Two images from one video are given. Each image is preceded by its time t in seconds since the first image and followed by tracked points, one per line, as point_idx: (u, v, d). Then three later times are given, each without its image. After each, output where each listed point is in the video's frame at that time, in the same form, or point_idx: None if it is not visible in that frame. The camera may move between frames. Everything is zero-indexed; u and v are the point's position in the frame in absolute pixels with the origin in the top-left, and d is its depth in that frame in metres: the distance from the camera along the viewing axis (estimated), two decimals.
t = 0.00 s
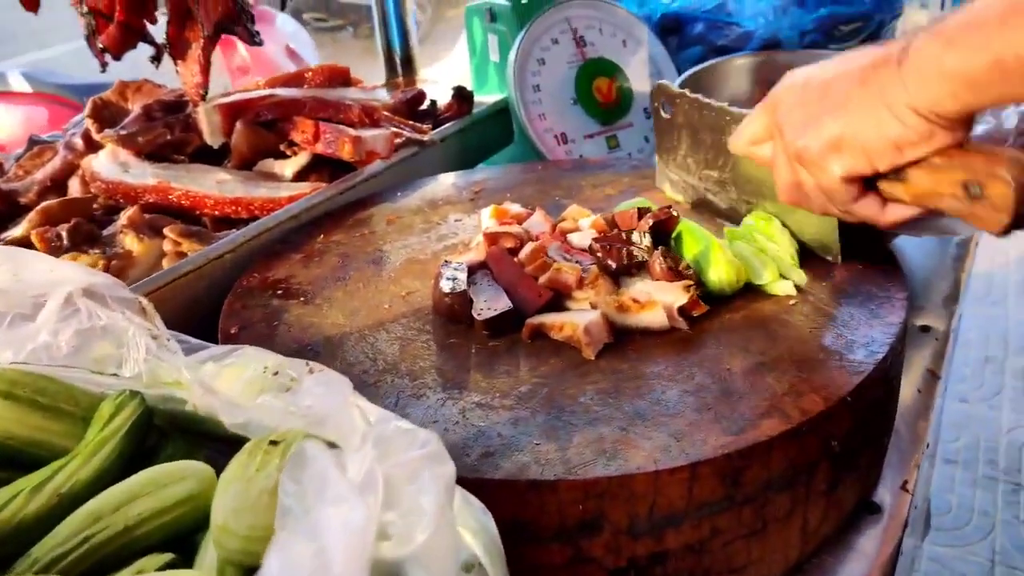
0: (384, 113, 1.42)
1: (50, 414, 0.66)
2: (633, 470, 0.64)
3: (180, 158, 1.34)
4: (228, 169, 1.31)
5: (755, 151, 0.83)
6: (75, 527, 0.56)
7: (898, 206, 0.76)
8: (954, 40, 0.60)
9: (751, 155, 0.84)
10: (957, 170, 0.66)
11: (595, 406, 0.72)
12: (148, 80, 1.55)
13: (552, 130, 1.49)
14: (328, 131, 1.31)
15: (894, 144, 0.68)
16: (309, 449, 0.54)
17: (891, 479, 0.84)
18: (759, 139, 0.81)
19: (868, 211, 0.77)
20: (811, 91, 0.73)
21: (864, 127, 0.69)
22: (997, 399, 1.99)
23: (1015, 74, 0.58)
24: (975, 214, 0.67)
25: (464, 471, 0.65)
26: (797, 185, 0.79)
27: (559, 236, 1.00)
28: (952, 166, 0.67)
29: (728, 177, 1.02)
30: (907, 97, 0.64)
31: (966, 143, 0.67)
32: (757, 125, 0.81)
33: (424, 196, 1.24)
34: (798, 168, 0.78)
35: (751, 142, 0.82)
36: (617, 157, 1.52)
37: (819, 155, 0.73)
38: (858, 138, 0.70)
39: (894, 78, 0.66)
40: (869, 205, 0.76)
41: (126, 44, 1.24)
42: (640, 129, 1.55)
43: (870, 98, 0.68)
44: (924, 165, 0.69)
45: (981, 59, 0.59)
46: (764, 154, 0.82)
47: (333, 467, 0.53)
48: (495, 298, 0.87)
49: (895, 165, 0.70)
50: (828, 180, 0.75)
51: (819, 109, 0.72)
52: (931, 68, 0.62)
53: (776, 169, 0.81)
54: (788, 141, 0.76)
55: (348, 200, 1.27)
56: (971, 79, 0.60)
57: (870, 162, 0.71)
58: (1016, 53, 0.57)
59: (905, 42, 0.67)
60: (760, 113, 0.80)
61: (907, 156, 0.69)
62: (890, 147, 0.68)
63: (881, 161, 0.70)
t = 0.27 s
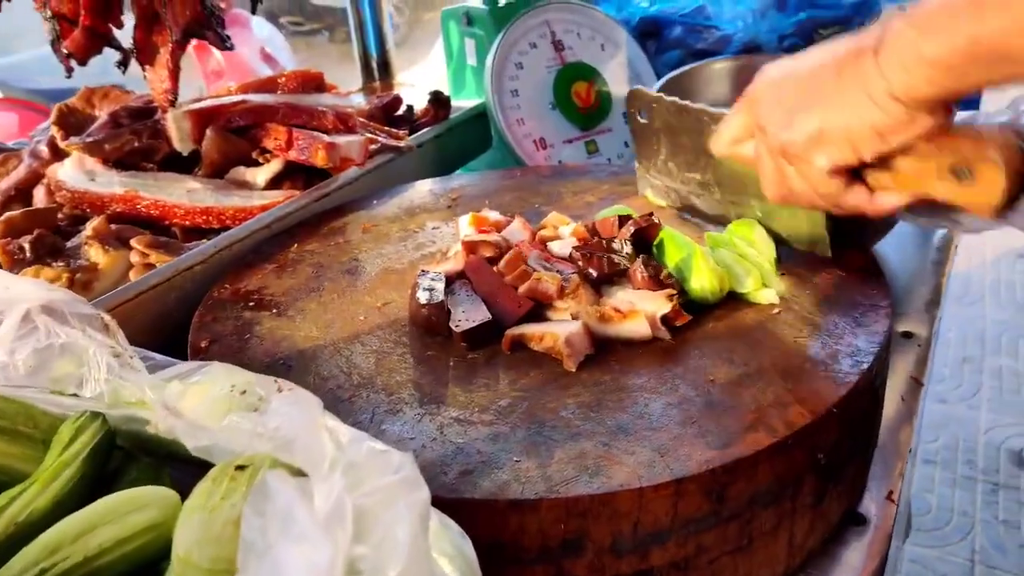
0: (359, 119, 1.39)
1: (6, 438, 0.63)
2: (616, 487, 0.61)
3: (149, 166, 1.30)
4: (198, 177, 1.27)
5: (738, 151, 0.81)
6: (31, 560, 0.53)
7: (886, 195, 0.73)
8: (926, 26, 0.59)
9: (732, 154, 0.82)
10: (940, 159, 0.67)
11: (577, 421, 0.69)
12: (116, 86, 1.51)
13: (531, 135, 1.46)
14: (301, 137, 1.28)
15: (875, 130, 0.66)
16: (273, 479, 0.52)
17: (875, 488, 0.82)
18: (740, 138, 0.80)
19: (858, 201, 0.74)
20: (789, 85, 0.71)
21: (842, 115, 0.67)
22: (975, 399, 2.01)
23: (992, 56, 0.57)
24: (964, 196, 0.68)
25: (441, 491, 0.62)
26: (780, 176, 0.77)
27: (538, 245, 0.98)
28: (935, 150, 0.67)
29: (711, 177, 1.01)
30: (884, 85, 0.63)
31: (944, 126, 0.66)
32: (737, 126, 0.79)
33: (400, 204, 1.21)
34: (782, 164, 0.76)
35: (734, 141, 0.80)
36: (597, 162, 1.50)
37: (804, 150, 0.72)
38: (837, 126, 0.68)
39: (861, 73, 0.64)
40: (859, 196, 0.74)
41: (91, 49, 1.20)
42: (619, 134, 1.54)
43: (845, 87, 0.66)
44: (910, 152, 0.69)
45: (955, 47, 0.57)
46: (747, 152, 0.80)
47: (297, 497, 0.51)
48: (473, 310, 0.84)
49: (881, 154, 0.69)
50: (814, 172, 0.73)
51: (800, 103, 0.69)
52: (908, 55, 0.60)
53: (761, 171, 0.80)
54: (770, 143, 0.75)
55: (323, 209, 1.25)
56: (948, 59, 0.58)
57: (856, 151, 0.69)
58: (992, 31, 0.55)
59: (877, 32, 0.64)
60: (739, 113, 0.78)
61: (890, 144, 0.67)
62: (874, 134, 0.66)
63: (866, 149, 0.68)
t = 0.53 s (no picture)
0: (335, 118, 1.35)
1: None
2: (607, 504, 0.59)
3: (118, 167, 1.25)
4: (169, 179, 1.23)
5: (722, 129, 0.74)
6: None
7: (883, 145, 0.66)
8: None
9: (715, 129, 0.74)
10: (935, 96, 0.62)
11: (565, 433, 0.67)
12: (83, 85, 1.45)
13: (513, 134, 1.43)
14: (276, 137, 1.24)
15: (864, 80, 0.60)
16: (241, 513, 0.50)
17: (868, 495, 0.80)
18: (722, 115, 0.72)
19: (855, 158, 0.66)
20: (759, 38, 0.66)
21: (834, 70, 0.60)
22: (954, 396, 2.02)
23: None
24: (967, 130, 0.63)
25: (423, 510, 0.59)
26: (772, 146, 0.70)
27: (522, 248, 0.95)
28: (930, 91, 0.61)
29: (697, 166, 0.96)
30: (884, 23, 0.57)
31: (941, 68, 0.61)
32: (715, 104, 0.72)
33: (379, 205, 1.18)
34: (775, 131, 0.69)
35: (716, 118, 0.73)
36: (580, 162, 1.47)
37: (793, 108, 0.64)
38: (829, 79, 0.61)
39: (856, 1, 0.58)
40: (855, 152, 0.66)
41: (56, 46, 1.16)
42: (602, 132, 1.51)
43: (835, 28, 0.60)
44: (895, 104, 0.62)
45: None
46: (732, 128, 0.73)
47: (265, 530, 0.49)
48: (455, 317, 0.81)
49: (874, 106, 0.62)
50: (810, 138, 0.65)
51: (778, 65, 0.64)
52: None
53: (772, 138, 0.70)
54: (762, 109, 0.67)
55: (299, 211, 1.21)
56: None
57: (853, 103, 0.61)
58: None
59: None
60: (719, 85, 0.71)
61: (882, 92, 0.60)
62: (869, 85, 0.60)
63: (858, 101, 0.61)
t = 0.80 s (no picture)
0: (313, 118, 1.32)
1: None
2: (599, 518, 0.56)
3: (88, 170, 1.21)
4: (141, 182, 1.19)
5: (720, 181, 0.73)
6: None
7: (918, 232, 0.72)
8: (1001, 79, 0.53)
9: (708, 178, 0.72)
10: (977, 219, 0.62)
11: (555, 444, 0.64)
12: (50, 86, 1.41)
13: (495, 131, 1.40)
14: (252, 139, 1.21)
15: (916, 210, 0.62)
16: (210, 552, 0.51)
17: (863, 498, 0.78)
18: (720, 171, 0.71)
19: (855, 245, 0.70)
20: (774, 108, 0.66)
21: (876, 202, 0.63)
22: (937, 389, 2.02)
23: None
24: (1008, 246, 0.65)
25: (407, 529, 0.57)
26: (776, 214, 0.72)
27: (506, 250, 0.92)
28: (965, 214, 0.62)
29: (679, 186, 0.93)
30: (932, 159, 0.58)
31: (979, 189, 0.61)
32: (710, 159, 0.71)
33: (359, 208, 1.15)
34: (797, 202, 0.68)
35: (715, 178, 0.72)
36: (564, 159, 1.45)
37: (823, 220, 0.67)
38: (860, 194, 0.63)
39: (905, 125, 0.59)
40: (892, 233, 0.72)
41: (22, 46, 1.11)
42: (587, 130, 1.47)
43: (880, 136, 0.60)
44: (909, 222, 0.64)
45: None
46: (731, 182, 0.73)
47: (235, 566, 0.50)
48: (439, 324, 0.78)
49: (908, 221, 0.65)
50: (818, 230, 0.69)
51: (792, 136, 0.65)
52: (982, 102, 0.54)
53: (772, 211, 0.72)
54: (780, 190, 0.69)
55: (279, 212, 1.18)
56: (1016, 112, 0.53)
57: (876, 211, 0.64)
58: None
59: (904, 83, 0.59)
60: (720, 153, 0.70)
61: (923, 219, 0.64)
62: (904, 204, 0.62)
63: (887, 215, 0.64)
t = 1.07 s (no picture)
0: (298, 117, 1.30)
1: None
2: (598, 527, 0.55)
3: (68, 171, 1.19)
4: (123, 182, 1.16)
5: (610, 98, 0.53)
6: None
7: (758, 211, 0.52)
8: None
9: (613, 99, 0.53)
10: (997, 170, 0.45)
11: (551, 450, 0.63)
12: (29, 85, 1.38)
13: (483, 130, 1.39)
14: (237, 138, 1.18)
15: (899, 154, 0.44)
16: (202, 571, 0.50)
17: (862, 500, 0.77)
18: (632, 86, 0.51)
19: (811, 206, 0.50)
20: (723, 15, 0.45)
21: (875, 136, 0.43)
22: (923, 384, 2.03)
23: None
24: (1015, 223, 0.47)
25: (401, 539, 0.55)
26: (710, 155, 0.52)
27: (498, 251, 0.91)
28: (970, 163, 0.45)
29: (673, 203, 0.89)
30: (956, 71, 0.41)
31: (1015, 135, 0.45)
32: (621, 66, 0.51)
33: (346, 208, 1.13)
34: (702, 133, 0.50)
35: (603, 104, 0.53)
36: (553, 158, 1.44)
37: (740, 153, 0.48)
38: (833, 103, 0.43)
39: (924, 60, 0.41)
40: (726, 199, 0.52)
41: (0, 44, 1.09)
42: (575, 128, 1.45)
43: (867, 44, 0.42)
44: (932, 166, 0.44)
45: None
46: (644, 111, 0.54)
47: None
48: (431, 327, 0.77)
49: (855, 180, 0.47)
50: (749, 172, 0.49)
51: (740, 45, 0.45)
52: None
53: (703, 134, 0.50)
54: (699, 103, 0.48)
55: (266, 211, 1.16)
56: None
57: (847, 158, 0.45)
58: None
59: None
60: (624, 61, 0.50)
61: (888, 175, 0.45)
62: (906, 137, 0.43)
63: (864, 152, 0.44)
